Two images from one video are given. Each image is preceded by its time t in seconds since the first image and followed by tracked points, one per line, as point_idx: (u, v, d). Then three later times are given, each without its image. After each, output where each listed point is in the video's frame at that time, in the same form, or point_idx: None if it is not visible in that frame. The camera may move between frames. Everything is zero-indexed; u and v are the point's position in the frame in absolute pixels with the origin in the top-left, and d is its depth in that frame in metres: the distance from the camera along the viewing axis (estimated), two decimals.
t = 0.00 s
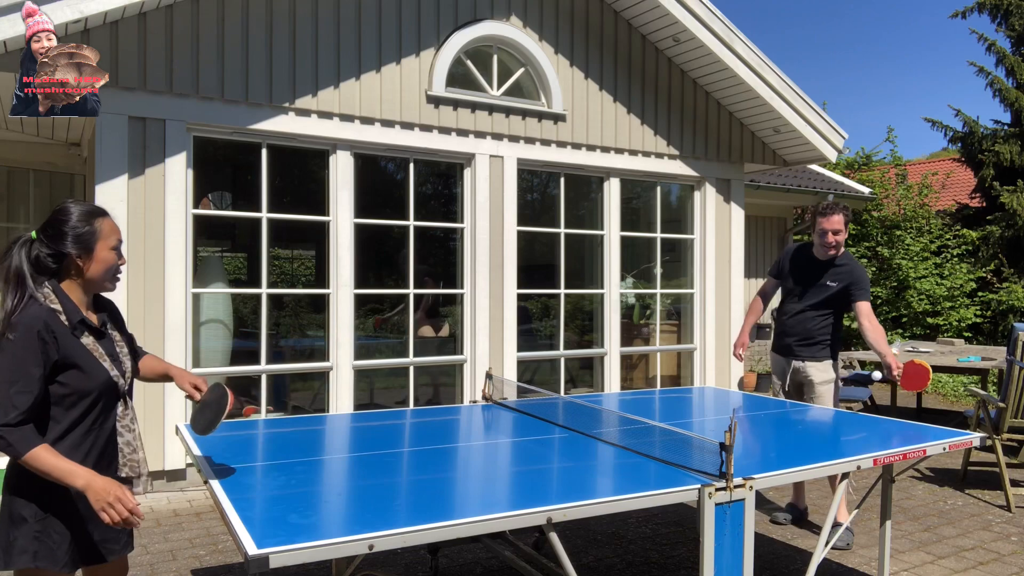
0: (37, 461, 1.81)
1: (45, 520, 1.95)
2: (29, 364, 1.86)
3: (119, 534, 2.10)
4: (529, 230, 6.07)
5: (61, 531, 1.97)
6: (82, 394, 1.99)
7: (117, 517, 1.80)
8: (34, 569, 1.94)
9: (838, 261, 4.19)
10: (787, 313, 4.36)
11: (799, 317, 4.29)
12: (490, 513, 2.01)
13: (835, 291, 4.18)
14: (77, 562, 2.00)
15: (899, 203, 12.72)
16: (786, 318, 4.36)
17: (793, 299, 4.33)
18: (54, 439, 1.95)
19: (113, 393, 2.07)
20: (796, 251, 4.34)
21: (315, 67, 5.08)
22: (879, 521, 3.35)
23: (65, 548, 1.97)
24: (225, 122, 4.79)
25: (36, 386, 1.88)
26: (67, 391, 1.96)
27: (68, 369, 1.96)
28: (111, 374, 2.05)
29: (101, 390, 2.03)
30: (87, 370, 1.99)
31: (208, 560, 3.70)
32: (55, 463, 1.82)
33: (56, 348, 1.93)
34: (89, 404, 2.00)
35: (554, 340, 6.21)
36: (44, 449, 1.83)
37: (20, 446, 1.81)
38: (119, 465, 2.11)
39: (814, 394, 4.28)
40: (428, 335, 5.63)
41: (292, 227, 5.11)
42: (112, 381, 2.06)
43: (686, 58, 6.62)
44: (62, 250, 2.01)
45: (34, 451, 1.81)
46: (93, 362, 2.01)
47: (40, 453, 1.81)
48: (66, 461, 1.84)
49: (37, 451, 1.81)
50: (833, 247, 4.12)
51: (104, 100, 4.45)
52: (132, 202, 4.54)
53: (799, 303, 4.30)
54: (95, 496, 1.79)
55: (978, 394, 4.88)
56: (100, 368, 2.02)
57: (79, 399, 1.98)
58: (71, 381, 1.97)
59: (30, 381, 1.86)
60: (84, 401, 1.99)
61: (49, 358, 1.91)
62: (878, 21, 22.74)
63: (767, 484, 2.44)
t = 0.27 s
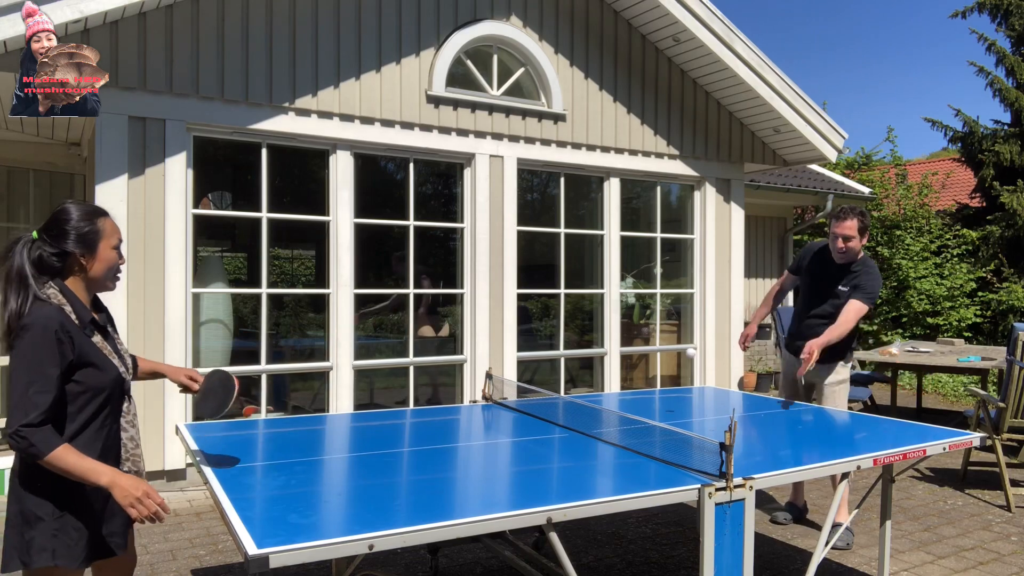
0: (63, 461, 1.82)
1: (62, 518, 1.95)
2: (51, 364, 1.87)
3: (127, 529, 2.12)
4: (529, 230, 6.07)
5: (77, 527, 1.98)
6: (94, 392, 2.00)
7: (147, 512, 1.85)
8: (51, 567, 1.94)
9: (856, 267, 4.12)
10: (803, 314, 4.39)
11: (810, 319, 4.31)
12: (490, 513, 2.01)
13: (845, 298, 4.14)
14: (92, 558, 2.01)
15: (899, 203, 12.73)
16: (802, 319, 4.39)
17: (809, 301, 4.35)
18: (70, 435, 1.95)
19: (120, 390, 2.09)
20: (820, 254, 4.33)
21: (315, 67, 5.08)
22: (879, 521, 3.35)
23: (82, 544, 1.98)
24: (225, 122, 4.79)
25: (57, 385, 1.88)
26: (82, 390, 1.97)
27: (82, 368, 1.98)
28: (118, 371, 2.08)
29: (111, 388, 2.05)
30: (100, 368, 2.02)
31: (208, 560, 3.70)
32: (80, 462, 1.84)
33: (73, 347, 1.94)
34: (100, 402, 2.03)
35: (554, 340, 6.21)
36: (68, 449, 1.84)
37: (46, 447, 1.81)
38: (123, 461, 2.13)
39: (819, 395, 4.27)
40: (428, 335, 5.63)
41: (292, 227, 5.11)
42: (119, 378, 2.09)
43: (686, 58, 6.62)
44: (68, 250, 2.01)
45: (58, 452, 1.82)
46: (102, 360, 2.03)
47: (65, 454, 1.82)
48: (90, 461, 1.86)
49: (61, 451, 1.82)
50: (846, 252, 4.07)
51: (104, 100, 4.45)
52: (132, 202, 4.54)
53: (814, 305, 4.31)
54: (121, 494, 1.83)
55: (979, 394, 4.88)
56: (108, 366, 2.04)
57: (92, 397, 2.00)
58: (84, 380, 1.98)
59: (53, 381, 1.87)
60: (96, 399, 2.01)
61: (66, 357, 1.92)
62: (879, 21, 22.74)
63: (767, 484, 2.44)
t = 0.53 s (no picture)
0: (99, 458, 1.87)
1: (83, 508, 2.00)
2: (96, 366, 1.93)
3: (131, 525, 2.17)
4: (529, 230, 6.07)
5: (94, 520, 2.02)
6: (120, 396, 2.07)
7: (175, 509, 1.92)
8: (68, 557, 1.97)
9: (844, 258, 4.15)
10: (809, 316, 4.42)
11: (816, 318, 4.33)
12: (490, 513, 2.01)
13: (840, 291, 4.17)
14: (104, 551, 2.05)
15: (899, 202, 12.73)
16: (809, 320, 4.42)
17: (812, 301, 4.38)
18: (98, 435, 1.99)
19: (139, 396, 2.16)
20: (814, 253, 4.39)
21: (315, 67, 5.08)
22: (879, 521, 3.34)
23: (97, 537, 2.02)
24: (225, 122, 4.79)
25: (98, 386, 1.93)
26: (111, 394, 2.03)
27: (114, 372, 2.04)
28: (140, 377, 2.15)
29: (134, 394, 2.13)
30: (130, 374, 2.09)
31: (208, 560, 3.70)
32: (116, 462, 1.89)
33: (112, 351, 2.01)
34: (124, 406, 2.09)
35: (554, 340, 6.21)
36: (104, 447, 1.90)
37: (88, 443, 1.86)
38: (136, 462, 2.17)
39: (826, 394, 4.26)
40: (428, 335, 5.63)
41: (292, 227, 5.11)
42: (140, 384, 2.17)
43: (686, 58, 6.62)
44: (103, 261, 2.11)
45: (97, 449, 1.87)
46: (129, 366, 2.10)
47: (102, 451, 1.88)
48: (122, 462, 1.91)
49: (100, 449, 1.87)
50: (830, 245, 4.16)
51: (104, 100, 4.45)
52: (132, 201, 4.54)
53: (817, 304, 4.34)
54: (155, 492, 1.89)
55: (979, 394, 4.88)
56: (133, 372, 2.11)
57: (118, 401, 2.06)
58: (114, 383, 2.05)
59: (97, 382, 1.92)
60: (120, 403, 2.08)
61: (105, 360, 1.99)
62: (879, 21, 22.74)
63: (767, 484, 2.44)
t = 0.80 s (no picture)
0: (111, 429, 1.97)
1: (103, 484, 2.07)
2: (143, 345, 2.08)
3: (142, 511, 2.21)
4: (529, 230, 6.07)
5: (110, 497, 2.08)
6: (165, 385, 2.19)
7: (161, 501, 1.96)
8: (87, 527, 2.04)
9: (837, 252, 4.20)
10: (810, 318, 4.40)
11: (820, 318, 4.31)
12: (490, 513, 2.01)
13: (842, 284, 4.18)
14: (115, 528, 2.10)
15: (899, 203, 12.74)
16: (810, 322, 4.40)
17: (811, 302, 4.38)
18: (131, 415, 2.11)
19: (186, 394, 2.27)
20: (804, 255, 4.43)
21: (315, 66, 5.08)
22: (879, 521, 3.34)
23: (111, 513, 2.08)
24: (225, 122, 4.79)
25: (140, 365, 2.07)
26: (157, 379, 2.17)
27: (162, 361, 2.18)
28: (189, 377, 2.27)
29: (178, 390, 2.23)
30: (178, 367, 2.22)
31: (208, 560, 3.70)
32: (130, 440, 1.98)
33: (165, 339, 2.17)
34: (165, 397, 2.20)
35: (554, 340, 6.21)
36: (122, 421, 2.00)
37: (108, 409, 1.98)
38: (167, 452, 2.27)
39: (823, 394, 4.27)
40: (428, 335, 5.63)
41: (292, 227, 5.11)
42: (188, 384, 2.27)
43: (686, 58, 6.62)
44: (175, 268, 2.29)
45: (112, 419, 1.98)
46: (180, 361, 2.23)
47: (115, 422, 1.98)
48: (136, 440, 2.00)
49: (115, 419, 1.98)
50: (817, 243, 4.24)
51: (104, 100, 4.45)
52: (132, 201, 4.55)
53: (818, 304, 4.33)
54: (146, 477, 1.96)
55: (979, 394, 4.87)
56: (183, 368, 2.24)
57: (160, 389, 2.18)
58: (161, 371, 2.18)
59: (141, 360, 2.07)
60: (163, 392, 2.19)
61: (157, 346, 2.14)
62: (879, 21, 22.73)
63: (767, 484, 2.44)
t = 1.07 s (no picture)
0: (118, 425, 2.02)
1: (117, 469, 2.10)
2: (156, 332, 2.10)
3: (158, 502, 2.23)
4: (529, 230, 6.07)
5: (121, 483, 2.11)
6: (183, 368, 2.21)
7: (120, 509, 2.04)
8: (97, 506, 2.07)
9: (831, 251, 4.21)
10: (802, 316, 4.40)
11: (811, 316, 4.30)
12: (490, 513, 2.01)
13: (834, 281, 4.18)
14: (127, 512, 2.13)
15: (899, 202, 12.75)
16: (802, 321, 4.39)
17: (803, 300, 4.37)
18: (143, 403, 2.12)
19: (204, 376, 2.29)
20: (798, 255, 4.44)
21: (315, 66, 5.08)
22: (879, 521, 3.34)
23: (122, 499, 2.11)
24: (225, 122, 4.79)
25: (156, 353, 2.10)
26: (175, 364, 2.19)
27: (178, 345, 2.20)
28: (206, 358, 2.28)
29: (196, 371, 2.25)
30: (193, 349, 2.23)
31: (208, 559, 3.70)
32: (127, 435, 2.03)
33: (178, 323, 2.18)
34: (185, 380, 2.22)
35: (554, 340, 6.21)
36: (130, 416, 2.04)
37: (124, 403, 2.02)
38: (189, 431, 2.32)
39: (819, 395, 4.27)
40: (427, 334, 5.63)
41: (292, 227, 5.11)
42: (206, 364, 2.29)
43: (686, 58, 6.62)
44: (179, 255, 2.28)
45: (121, 415, 2.02)
46: (196, 343, 2.25)
47: (122, 420, 2.02)
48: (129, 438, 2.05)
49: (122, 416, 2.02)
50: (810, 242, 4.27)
51: (104, 100, 4.45)
52: (132, 201, 4.55)
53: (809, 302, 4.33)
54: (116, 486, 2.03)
55: (979, 394, 4.87)
56: (199, 350, 2.25)
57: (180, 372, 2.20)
58: (177, 355, 2.19)
59: (156, 348, 2.10)
60: (183, 375, 2.21)
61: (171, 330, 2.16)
62: (879, 21, 22.73)
63: (766, 484, 2.44)
